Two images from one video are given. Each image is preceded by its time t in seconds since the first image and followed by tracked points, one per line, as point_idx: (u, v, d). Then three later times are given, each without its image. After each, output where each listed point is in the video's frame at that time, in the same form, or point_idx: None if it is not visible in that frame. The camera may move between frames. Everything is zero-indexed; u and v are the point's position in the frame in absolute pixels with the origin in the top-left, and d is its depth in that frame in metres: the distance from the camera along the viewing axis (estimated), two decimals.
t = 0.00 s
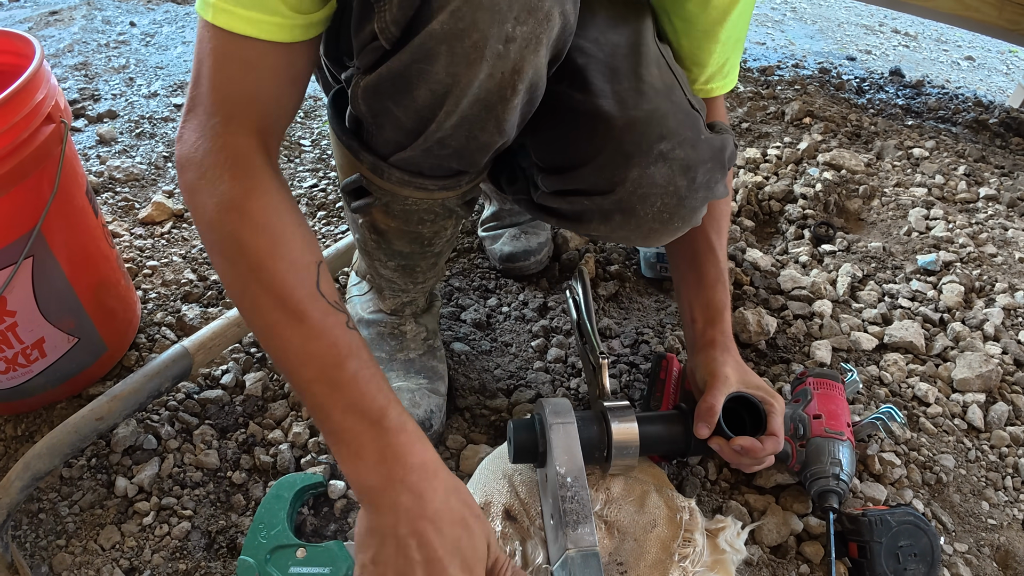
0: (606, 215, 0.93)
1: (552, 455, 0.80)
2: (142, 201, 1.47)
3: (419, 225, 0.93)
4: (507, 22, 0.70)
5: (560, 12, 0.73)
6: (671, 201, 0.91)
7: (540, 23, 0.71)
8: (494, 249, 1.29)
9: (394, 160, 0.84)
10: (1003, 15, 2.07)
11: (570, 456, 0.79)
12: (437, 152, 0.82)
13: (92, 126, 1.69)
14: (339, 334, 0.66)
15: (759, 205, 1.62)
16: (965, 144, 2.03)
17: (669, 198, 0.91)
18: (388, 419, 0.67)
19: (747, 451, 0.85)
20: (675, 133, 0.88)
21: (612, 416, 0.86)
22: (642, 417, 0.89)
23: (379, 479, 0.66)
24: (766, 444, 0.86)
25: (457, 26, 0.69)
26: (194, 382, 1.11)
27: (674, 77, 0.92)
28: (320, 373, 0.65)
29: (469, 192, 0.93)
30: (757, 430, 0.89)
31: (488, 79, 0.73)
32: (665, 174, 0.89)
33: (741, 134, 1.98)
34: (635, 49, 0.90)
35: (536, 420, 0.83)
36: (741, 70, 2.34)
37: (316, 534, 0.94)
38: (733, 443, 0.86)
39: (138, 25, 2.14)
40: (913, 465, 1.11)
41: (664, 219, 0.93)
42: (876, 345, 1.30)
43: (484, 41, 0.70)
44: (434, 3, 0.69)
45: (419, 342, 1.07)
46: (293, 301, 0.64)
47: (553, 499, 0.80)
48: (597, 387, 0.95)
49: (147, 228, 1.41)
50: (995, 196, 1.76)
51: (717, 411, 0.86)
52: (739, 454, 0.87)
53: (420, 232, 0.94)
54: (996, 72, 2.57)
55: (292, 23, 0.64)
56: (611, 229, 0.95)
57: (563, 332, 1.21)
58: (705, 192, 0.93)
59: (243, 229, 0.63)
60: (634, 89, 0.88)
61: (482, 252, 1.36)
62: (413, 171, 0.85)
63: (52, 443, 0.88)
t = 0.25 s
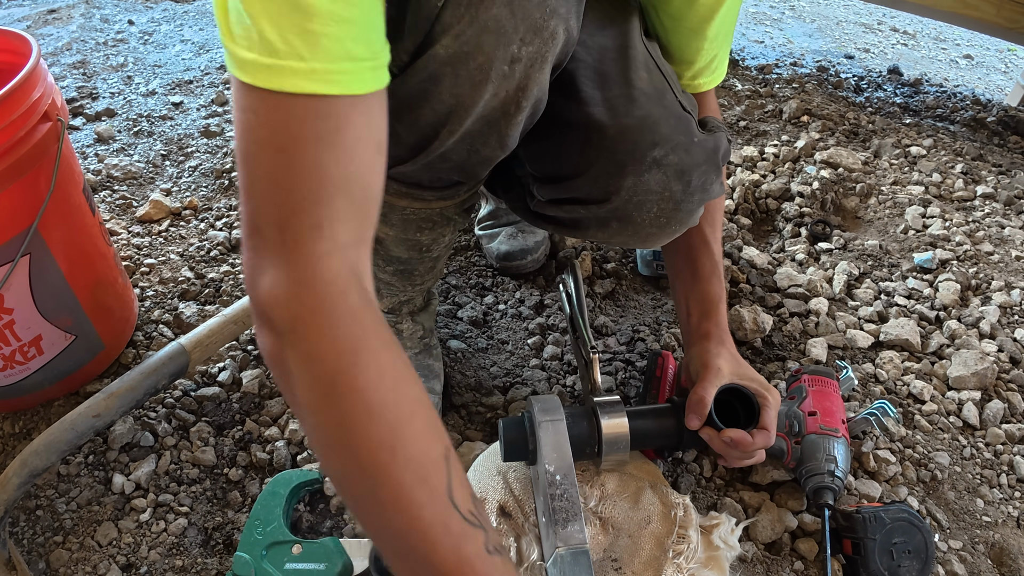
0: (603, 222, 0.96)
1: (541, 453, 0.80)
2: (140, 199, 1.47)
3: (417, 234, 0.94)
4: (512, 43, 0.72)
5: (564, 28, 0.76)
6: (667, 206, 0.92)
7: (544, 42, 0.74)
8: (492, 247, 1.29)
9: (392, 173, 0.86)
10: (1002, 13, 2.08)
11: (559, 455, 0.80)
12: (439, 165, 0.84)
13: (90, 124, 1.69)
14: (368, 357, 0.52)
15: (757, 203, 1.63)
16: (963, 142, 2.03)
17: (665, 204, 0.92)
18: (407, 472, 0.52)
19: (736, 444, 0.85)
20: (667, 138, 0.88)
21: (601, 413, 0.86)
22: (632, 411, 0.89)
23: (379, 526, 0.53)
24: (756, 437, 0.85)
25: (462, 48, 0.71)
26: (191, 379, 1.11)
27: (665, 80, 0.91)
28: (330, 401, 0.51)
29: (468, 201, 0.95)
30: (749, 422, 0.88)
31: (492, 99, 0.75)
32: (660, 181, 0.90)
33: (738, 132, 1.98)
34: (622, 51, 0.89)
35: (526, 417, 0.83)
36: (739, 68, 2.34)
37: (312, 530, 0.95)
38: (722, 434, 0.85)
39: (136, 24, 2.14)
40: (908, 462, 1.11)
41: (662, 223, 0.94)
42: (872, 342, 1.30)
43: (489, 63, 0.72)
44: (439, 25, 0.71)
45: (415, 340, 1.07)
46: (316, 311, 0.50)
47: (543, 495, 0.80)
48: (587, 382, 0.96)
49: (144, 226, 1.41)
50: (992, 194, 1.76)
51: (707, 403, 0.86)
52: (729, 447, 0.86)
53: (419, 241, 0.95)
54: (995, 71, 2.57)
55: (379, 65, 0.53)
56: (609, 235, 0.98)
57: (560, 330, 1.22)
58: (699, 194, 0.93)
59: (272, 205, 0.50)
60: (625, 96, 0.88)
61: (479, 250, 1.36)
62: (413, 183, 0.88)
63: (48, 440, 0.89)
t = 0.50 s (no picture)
0: (624, 220, 0.95)
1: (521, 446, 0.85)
2: (140, 198, 1.48)
3: (419, 242, 0.96)
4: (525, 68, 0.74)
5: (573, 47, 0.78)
6: (688, 199, 0.92)
7: (554, 62, 0.76)
8: (492, 247, 1.29)
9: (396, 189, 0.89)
10: (1000, 12, 2.08)
11: (540, 447, 0.84)
12: (446, 179, 0.86)
13: (90, 123, 1.69)
14: (364, 410, 0.55)
15: (755, 201, 1.63)
16: (961, 141, 2.03)
17: (685, 197, 0.92)
18: (394, 515, 0.55)
19: (718, 418, 0.84)
20: (682, 133, 0.89)
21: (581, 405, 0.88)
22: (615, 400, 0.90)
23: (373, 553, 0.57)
24: (736, 411, 0.85)
25: (473, 74, 0.73)
26: (191, 377, 1.11)
27: (667, 75, 0.92)
28: (328, 451, 0.55)
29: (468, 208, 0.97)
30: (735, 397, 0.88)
31: (502, 119, 0.78)
32: (678, 175, 0.90)
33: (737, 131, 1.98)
34: (623, 49, 0.91)
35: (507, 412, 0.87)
36: (738, 66, 2.34)
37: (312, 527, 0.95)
38: (701, 408, 0.85)
39: (136, 23, 2.14)
40: (905, 460, 1.11)
41: (683, 215, 0.94)
42: (870, 341, 1.31)
43: (502, 86, 0.74)
44: (450, 51, 0.73)
45: (414, 339, 1.07)
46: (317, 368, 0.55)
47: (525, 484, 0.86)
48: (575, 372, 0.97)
49: (144, 225, 1.41)
50: (990, 193, 1.77)
51: (686, 377, 0.87)
52: (712, 422, 0.86)
53: (420, 248, 0.97)
54: (994, 70, 2.57)
55: (384, 120, 0.58)
56: (628, 232, 0.97)
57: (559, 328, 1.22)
58: (716, 183, 0.94)
59: (281, 276, 0.55)
60: (634, 95, 0.89)
61: (479, 249, 1.37)
62: (418, 197, 0.90)
63: (50, 438, 0.89)
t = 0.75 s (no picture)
0: (612, 222, 0.99)
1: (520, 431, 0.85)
2: (140, 200, 1.49)
3: (409, 243, 0.96)
4: (499, 66, 0.75)
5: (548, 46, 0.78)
6: (673, 201, 0.94)
7: (528, 61, 0.76)
8: (490, 250, 1.30)
9: (381, 189, 0.89)
10: (998, 14, 2.09)
11: (537, 430, 0.85)
12: (431, 180, 0.88)
13: (90, 125, 1.70)
14: (328, 385, 0.54)
15: (752, 204, 1.64)
16: (958, 143, 2.04)
17: (670, 199, 0.94)
18: (358, 491, 0.53)
19: (728, 386, 0.81)
20: (667, 136, 0.91)
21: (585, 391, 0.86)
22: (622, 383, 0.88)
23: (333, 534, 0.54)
24: (745, 376, 0.81)
25: (448, 74, 0.74)
26: (192, 380, 1.13)
27: (653, 78, 0.93)
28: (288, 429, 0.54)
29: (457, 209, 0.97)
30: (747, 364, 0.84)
31: (479, 119, 0.79)
32: (663, 178, 0.92)
33: (735, 133, 1.99)
34: (609, 54, 0.91)
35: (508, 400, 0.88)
36: (736, 68, 2.35)
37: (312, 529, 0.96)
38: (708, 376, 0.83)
39: (136, 24, 2.15)
40: (898, 462, 1.13)
41: (669, 216, 0.96)
42: (865, 343, 1.32)
43: (476, 86, 0.75)
44: (424, 52, 0.74)
45: (412, 342, 1.08)
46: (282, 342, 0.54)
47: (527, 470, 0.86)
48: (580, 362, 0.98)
49: (145, 228, 1.42)
50: (986, 195, 1.78)
51: (691, 348, 0.86)
52: (723, 393, 0.83)
53: (411, 249, 0.98)
54: (992, 70, 2.58)
55: (356, 109, 0.59)
56: (620, 233, 1.01)
57: (556, 331, 1.23)
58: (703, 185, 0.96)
59: (245, 253, 0.55)
60: (619, 100, 0.90)
61: (477, 251, 1.38)
62: (403, 199, 0.91)
63: (53, 440, 0.91)
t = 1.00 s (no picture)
0: (601, 207, 0.99)
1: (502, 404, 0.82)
2: (140, 203, 1.50)
3: (402, 242, 0.97)
4: (485, 61, 0.75)
5: (533, 43, 0.78)
6: (661, 182, 0.94)
7: (515, 57, 0.77)
8: (487, 253, 1.31)
9: (374, 186, 0.89)
10: (995, 15, 2.10)
11: (517, 404, 0.81)
12: (420, 176, 0.87)
13: (90, 127, 1.71)
14: (301, 350, 0.56)
15: (748, 206, 1.65)
16: (955, 144, 2.05)
17: (658, 181, 0.94)
18: (319, 455, 0.55)
19: (715, 352, 0.82)
20: (654, 119, 0.91)
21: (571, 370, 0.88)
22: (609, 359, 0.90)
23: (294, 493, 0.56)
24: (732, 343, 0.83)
25: (436, 69, 0.75)
26: (191, 383, 1.14)
27: (639, 66, 0.94)
28: (263, 385, 0.55)
29: (448, 207, 0.98)
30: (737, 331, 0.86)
31: (468, 114, 0.79)
32: (651, 160, 0.92)
33: (732, 135, 1.99)
34: (597, 45, 0.93)
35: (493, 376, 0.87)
36: (734, 69, 2.36)
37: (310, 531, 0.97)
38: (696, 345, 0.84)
39: (135, 25, 2.16)
40: (891, 464, 1.14)
41: (658, 199, 0.96)
42: (859, 346, 1.33)
43: (464, 81, 0.75)
44: (414, 48, 0.74)
45: (408, 345, 1.09)
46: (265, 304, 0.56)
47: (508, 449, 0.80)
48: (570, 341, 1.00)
49: (144, 230, 1.43)
50: (983, 198, 1.78)
51: (677, 318, 0.87)
52: (712, 361, 0.83)
53: (404, 247, 0.98)
54: (990, 72, 2.59)
55: (345, 93, 0.60)
56: (609, 218, 1.00)
57: (553, 334, 1.24)
58: (691, 170, 0.96)
59: (231, 217, 0.57)
60: (607, 85, 0.91)
61: (474, 254, 1.39)
62: (393, 196, 0.90)
63: (53, 443, 0.92)
